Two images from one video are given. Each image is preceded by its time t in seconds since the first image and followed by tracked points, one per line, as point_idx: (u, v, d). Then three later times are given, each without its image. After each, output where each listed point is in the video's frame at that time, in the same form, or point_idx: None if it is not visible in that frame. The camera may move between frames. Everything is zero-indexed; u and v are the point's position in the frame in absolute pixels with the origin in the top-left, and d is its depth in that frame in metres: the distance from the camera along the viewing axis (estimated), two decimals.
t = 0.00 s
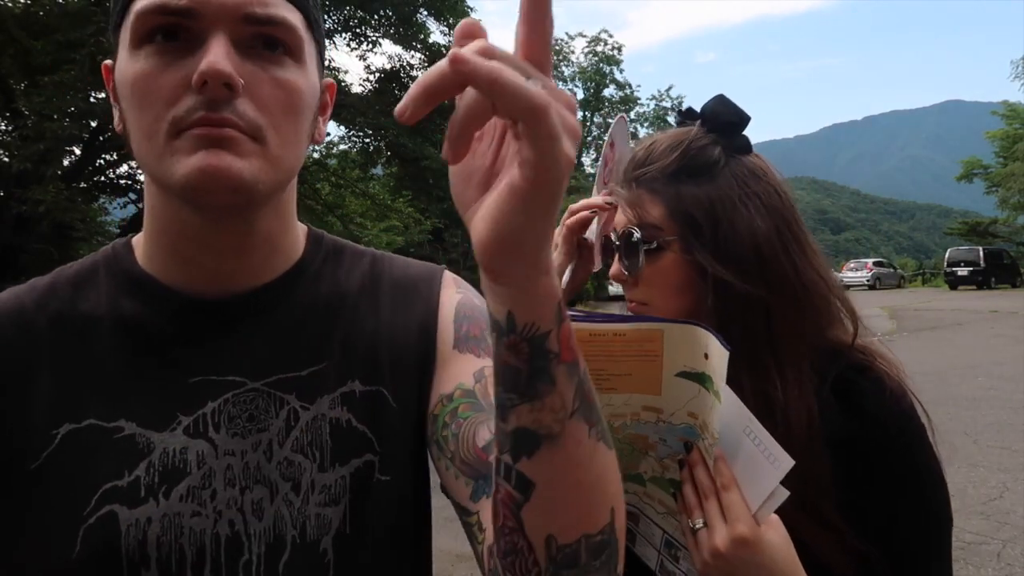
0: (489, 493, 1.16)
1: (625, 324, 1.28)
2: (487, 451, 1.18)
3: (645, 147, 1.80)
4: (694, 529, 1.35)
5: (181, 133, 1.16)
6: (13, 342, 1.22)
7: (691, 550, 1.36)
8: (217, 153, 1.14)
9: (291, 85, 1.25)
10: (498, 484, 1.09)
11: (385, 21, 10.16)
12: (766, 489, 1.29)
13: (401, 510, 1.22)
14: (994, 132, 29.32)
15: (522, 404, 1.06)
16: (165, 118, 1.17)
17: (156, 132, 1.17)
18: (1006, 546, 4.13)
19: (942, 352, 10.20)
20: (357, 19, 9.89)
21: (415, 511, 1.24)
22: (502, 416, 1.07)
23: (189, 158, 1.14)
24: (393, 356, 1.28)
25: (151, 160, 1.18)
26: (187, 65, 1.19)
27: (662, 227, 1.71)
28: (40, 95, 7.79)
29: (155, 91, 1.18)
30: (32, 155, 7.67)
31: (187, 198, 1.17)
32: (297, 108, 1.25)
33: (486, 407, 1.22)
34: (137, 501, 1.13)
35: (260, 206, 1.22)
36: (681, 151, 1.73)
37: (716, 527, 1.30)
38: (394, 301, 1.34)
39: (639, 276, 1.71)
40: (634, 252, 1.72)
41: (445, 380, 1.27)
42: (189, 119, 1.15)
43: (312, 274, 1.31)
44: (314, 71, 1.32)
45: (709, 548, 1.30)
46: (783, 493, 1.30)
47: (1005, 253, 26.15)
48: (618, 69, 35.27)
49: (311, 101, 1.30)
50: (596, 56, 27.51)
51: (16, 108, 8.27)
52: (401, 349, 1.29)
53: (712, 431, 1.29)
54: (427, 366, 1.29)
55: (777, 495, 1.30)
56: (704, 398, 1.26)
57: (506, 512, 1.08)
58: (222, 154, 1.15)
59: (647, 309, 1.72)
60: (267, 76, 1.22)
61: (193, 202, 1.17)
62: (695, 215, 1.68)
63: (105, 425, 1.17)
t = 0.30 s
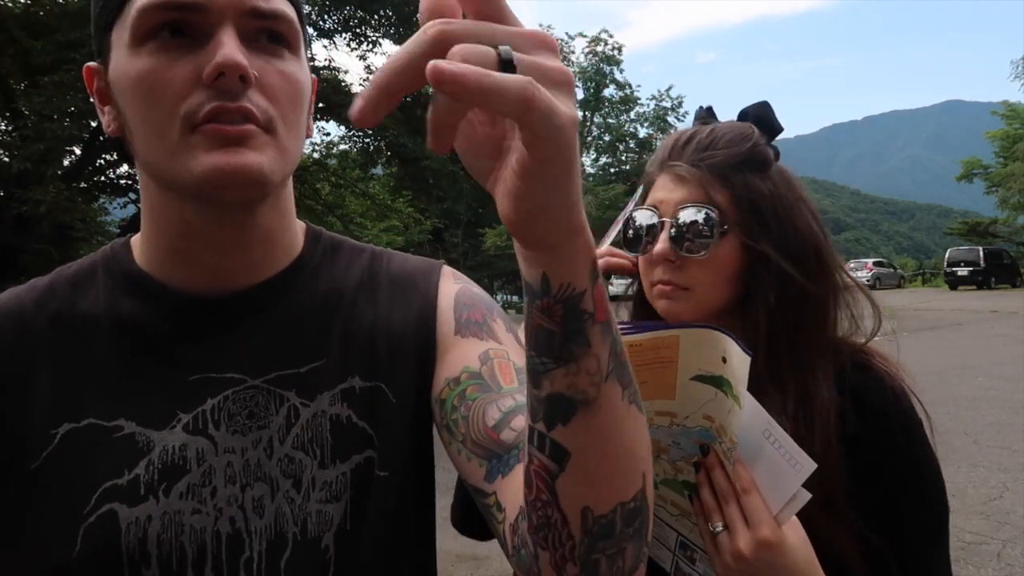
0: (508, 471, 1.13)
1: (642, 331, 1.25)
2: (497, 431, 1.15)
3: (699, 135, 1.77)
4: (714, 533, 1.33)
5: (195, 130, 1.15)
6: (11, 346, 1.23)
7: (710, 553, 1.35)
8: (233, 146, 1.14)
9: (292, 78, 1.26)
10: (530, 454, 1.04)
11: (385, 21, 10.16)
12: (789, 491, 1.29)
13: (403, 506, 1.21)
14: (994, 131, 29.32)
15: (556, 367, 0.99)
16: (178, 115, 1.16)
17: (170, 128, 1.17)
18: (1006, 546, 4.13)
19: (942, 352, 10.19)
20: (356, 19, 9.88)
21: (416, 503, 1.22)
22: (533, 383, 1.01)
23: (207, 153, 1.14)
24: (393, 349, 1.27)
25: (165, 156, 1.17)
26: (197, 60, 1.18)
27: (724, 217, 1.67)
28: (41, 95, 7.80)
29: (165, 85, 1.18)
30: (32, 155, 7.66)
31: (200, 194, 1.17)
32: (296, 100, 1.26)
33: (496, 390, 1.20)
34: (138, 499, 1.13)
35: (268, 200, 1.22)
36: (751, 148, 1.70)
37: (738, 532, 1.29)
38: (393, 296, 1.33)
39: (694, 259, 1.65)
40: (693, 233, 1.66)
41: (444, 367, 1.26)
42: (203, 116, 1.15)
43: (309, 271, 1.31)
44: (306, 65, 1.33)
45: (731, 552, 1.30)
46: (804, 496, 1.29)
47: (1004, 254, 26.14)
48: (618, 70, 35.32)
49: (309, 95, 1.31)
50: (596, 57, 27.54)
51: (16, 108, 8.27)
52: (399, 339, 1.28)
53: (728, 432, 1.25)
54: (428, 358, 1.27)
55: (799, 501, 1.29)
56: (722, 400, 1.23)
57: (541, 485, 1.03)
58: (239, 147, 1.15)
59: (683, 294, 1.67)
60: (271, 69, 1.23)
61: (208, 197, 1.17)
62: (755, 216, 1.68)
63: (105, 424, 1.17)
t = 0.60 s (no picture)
0: (517, 460, 1.13)
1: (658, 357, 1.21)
2: (504, 419, 1.16)
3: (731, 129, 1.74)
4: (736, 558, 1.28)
5: (200, 133, 1.16)
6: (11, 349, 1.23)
7: None
8: (239, 150, 1.15)
9: (289, 81, 1.27)
10: (577, 441, 0.98)
11: (385, 21, 10.16)
12: (814, 509, 1.28)
13: (403, 504, 1.20)
14: (994, 131, 29.32)
15: (631, 357, 0.94)
16: (182, 117, 1.17)
17: (173, 131, 1.17)
18: (1006, 546, 4.14)
19: (943, 352, 10.20)
20: (356, 19, 9.88)
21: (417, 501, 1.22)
22: (602, 368, 0.96)
23: (213, 156, 1.15)
24: (392, 350, 1.26)
25: (169, 158, 1.18)
26: (199, 64, 1.19)
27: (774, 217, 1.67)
28: (41, 95, 7.81)
29: (170, 87, 1.19)
30: (32, 155, 7.67)
31: (206, 196, 1.18)
32: (293, 104, 1.27)
33: (503, 381, 1.21)
34: (138, 500, 1.13)
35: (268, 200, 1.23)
36: (791, 150, 1.72)
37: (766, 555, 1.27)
38: (392, 295, 1.32)
39: (751, 260, 1.64)
40: (757, 236, 1.64)
41: (447, 363, 1.25)
42: (208, 119, 1.16)
43: (306, 270, 1.30)
44: (297, 63, 1.34)
45: None
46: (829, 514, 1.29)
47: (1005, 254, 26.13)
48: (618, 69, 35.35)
49: (303, 96, 1.32)
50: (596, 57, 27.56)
51: (16, 108, 8.28)
52: (397, 338, 1.27)
53: (746, 452, 1.21)
54: (428, 355, 1.27)
55: (823, 520, 1.28)
56: (735, 419, 1.21)
57: (582, 473, 0.97)
58: (243, 150, 1.16)
59: (729, 294, 1.64)
60: (270, 74, 1.24)
61: (212, 200, 1.18)
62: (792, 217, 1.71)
63: (104, 427, 1.17)
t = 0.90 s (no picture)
0: (530, 464, 1.13)
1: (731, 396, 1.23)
2: (516, 425, 1.16)
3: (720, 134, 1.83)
4: None
5: (235, 134, 1.17)
6: (11, 351, 1.24)
7: None
8: (272, 154, 1.17)
9: (303, 86, 1.29)
10: (597, 454, 0.99)
11: (385, 21, 10.17)
12: (867, 535, 1.32)
13: (409, 505, 1.21)
14: (995, 131, 29.28)
15: (659, 377, 0.95)
16: (216, 118, 1.18)
17: (204, 132, 1.19)
18: (1006, 546, 4.14)
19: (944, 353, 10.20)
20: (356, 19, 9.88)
21: (420, 502, 1.22)
22: (629, 386, 0.97)
23: (249, 158, 1.17)
24: (396, 352, 1.27)
25: (199, 159, 1.19)
26: (231, 67, 1.20)
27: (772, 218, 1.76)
28: (41, 95, 7.84)
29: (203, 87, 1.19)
30: (32, 155, 7.68)
31: (235, 196, 1.19)
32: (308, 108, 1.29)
33: (511, 388, 1.21)
34: (143, 502, 1.14)
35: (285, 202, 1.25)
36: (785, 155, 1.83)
37: None
38: (393, 296, 1.32)
39: (749, 259, 1.73)
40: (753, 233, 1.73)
41: (452, 367, 1.25)
42: (244, 121, 1.18)
43: (308, 271, 1.30)
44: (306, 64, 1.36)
45: None
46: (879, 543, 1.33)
47: (1006, 254, 26.10)
48: (618, 70, 35.37)
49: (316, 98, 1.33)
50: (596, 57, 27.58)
51: (16, 108, 8.29)
52: (400, 338, 1.28)
53: (803, 477, 1.25)
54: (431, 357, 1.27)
55: (875, 546, 1.32)
56: (791, 443, 1.25)
57: (603, 484, 0.98)
58: (277, 153, 1.18)
59: (732, 295, 1.75)
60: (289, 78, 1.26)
61: (238, 200, 1.19)
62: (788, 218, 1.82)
63: (108, 429, 1.17)
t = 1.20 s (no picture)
0: (511, 520, 1.18)
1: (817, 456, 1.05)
2: (507, 480, 1.20)
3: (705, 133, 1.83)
4: None
5: (230, 136, 1.18)
6: (17, 349, 1.23)
7: None
8: (269, 160, 1.17)
9: (307, 91, 1.30)
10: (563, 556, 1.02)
11: (385, 21, 10.17)
12: (912, 550, 1.33)
13: (416, 509, 1.22)
14: (995, 131, 29.30)
15: (617, 516, 0.95)
16: (212, 121, 1.19)
17: (201, 137, 1.19)
18: (1007, 546, 4.14)
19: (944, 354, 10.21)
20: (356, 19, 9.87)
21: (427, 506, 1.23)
22: (590, 515, 0.97)
23: (244, 163, 1.17)
24: (406, 360, 1.28)
25: (196, 163, 1.19)
26: (228, 68, 1.21)
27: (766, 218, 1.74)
28: (41, 95, 7.85)
29: (201, 91, 1.19)
30: (32, 156, 7.69)
31: (231, 203, 1.19)
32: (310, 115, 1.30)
33: (504, 436, 1.23)
34: (153, 505, 1.14)
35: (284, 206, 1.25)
36: (773, 152, 1.82)
37: None
38: (400, 300, 1.33)
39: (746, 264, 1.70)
40: (745, 236, 1.70)
41: (456, 395, 1.27)
42: (240, 123, 1.18)
43: (313, 273, 1.31)
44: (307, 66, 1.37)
45: None
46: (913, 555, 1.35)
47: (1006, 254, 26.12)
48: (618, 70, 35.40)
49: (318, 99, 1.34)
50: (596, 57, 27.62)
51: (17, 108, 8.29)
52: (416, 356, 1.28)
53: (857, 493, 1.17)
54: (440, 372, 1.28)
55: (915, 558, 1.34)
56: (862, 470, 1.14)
57: None
58: (272, 156, 1.18)
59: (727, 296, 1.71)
60: (291, 80, 1.27)
61: (235, 206, 1.19)
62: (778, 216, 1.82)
63: (117, 432, 1.17)
